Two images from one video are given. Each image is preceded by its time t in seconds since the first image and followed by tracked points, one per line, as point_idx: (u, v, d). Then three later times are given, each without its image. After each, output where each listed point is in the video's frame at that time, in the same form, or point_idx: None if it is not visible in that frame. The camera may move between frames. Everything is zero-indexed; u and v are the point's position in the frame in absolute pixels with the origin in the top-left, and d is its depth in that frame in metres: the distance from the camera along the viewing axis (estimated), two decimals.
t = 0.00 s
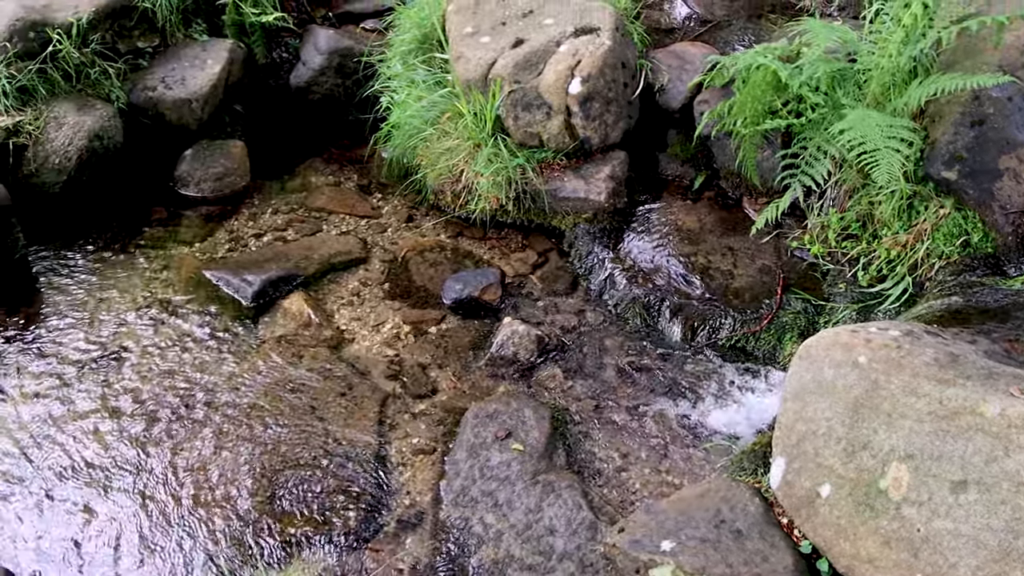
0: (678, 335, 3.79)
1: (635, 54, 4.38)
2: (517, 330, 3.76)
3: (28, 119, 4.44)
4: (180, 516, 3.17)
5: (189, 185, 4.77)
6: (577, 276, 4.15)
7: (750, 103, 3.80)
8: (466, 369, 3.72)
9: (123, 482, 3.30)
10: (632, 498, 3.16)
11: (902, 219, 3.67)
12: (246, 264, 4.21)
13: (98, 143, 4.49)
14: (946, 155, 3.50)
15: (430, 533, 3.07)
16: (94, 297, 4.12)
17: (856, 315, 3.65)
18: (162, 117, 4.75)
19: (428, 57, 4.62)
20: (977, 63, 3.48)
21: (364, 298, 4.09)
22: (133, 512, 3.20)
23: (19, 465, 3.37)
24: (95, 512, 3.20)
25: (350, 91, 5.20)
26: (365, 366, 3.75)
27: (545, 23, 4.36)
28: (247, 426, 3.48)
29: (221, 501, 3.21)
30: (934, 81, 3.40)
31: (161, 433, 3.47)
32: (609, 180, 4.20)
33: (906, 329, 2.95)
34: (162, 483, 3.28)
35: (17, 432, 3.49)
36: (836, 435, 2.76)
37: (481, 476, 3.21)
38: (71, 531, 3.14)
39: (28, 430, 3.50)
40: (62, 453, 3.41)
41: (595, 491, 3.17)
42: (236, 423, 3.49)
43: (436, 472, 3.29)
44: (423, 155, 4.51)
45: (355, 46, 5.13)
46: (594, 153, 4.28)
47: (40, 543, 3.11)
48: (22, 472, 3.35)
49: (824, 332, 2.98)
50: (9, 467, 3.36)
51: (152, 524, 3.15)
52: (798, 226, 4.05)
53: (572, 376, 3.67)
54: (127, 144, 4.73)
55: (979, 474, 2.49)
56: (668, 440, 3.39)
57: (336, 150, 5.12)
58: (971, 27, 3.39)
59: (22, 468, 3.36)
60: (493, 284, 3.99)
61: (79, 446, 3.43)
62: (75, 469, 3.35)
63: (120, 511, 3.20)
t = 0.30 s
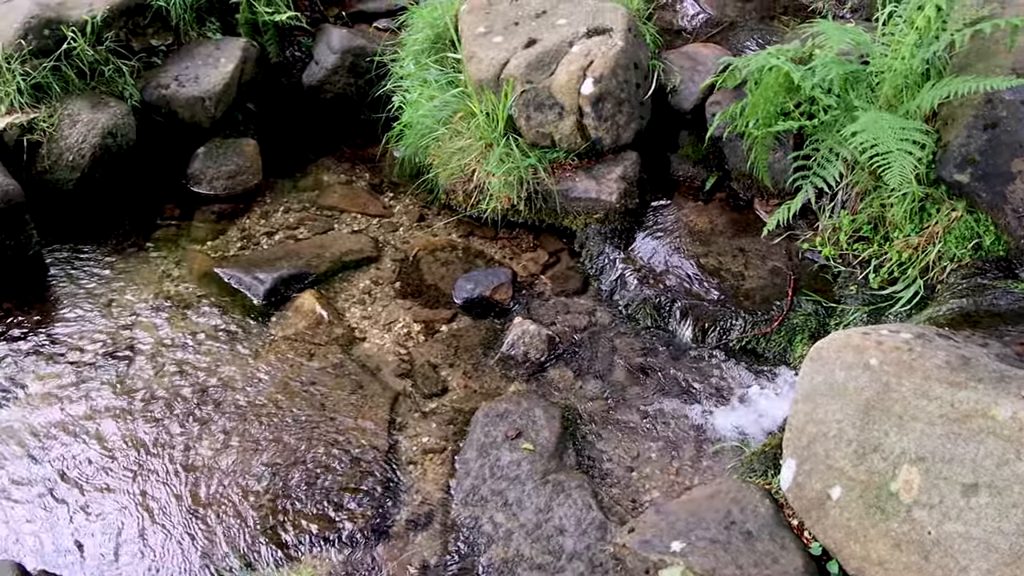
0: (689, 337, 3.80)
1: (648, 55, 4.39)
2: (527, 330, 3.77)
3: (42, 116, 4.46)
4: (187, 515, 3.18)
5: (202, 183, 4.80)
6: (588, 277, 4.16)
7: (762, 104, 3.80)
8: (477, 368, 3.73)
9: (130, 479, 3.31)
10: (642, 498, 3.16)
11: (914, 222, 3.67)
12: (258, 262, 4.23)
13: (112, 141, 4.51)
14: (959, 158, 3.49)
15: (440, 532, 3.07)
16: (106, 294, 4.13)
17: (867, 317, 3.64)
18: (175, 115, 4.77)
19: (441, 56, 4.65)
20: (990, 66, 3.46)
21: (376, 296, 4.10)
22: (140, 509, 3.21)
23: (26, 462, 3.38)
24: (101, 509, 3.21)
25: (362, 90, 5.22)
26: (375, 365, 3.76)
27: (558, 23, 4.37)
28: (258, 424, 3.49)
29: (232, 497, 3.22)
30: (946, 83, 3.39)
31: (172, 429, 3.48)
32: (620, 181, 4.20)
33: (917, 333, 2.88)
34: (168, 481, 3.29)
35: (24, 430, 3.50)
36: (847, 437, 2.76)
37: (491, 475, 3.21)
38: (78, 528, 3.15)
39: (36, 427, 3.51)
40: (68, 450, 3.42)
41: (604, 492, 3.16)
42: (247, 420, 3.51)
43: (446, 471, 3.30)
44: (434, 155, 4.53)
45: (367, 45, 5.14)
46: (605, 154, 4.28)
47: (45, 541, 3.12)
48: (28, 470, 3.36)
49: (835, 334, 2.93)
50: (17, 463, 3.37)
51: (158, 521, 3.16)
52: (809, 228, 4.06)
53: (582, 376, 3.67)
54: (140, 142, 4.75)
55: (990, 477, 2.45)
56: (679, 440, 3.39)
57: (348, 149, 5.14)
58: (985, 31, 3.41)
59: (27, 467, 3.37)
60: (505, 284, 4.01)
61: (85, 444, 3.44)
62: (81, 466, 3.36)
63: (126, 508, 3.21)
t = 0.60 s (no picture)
0: (699, 338, 3.81)
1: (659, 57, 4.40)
2: (538, 330, 3.79)
3: (57, 115, 4.49)
4: (192, 513, 3.19)
5: (214, 181, 4.82)
6: (598, 278, 4.17)
7: (774, 105, 3.82)
8: (487, 368, 3.74)
9: (134, 478, 3.32)
10: (652, 499, 3.16)
11: (925, 225, 3.66)
12: (270, 261, 4.25)
13: (126, 140, 4.55)
14: (970, 161, 3.47)
15: (450, 531, 3.08)
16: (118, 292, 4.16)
17: (877, 320, 3.63)
18: (188, 114, 4.80)
19: (453, 57, 4.69)
20: (1000, 69, 3.44)
21: (386, 296, 4.11)
22: (144, 508, 3.22)
23: (31, 460, 3.39)
24: (104, 509, 3.22)
25: (374, 90, 5.28)
26: (386, 365, 3.77)
27: (570, 25, 4.38)
28: (269, 422, 3.50)
29: (243, 495, 3.23)
30: (958, 86, 3.38)
31: (185, 426, 3.51)
32: (631, 182, 4.22)
33: (929, 335, 2.94)
34: (172, 480, 3.30)
35: (29, 428, 3.51)
36: (858, 440, 2.75)
37: (501, 475, 3.22)
38: (81, 527, 3.16)
39: (43, 425, 3.52)
40: (72, 449, 3.44)
41: (614, 492, 3.17)
42: (258, 419, 3.52)
43: (456, 470, 3.31)
44: (446, 155, 4.55)
45: (379, 46, 5.21)
46: (616, 155, 4.32)
47: (48, 539, 3.13)
48: (29, 469, 3.36)
49: (845, 337, 3.00)
50: (30, 460, 3.39)
51: (162, 521, 3.17)
52: (819, 230, 4.07)
53: (593, 376, 3.68)
54: (153, 140, 4.78)
55: (1001, 481, 2.41)
56: (689, 440, 3.40)
57: (360, 149, 5.18)
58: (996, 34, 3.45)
59: (30, 466, 3.37)
60: (516, 284, 4.03)
61: (89, 443, 3.45)
62: (89, 464, 3.38)
63: (137, 506, 3.22)
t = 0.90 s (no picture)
0: (708, 339, 3.83)
1: (669, 59, 4.42)
2: (547, 330, 3.80)
3: (70, 115, 4.53)
4: (192, 512, 3.20)
5: (225, 181, 4.85)
6: (607, 279, 4.19)
7: (784, 107, 3.85)
8: (495, 368, 3.76)
9: (134, 477, 3.33)
10: (660, 499, 3.17)
11: (933, 227, 3.65)
12: (280, 260, 4.27)
13: (138, 139, 4.58)
14: (979, 163, 3.46)
15: (459, 529, 3.10)
16: (128, 291, 4.18)
17: (886, 322, 3.65)
18: (200, 114, 4.84)
19: (464, 58, 4.72)
20: (1010, 73, 3.43)
21: (396, 296, 4.13)
22: (151, 506, 3.23)
23: (42, 457, 3.41)
24: (115, 506, 3.24)
25: (385, 91, 5.31)
26: (396, 365, 3.79)
27: (581, 26, 4.40)
28: (279, 421, 3.53)
29: (252, 492, 3.25)
30: (967, 89, 3.37)
31: (196, 424, 3.53)
32: (641, 183, 4.23)
33: (938, 338, 2.96)
34: (172, 479, 3.32)
35: (38, 425, 3.53)
36: (866, 441, 2.76)
37: (510, 475, 3.24)
38: (80, 525, 3.17)
39: (49, 423, 3.54)
40: (74, 448, 3.45)
41: (622, 492, 3.18)
42: (268, 417, 3.55)
43: (465, 470, 3.33)
44: (456, 156, 4.58)
45: (390, 47, 5.25)
46: (625, 156, 4.34)
47: (48, 538, 3.14)
48: (26, 470, 3.37)
49: (853, 339, 3.01)
50: (40, 458, 3.41)
51: (165, 519, 3.19)
52: (828, 233, 4.08)
53: (601, 377, 3.70)
54: (165, 140, 4.81)
55: (1010, 483, 2.41)
56: (697, 441, 3.41)
57: (370, 149, 5.21)
58: (1006, 37, 3.45)
59: (31, 465, 3.39)
60: (525, 284, 4.05)
61: (90, 443, 3.47)
62: (100, 462, 3.39)
63: (147, 504, 3.24)
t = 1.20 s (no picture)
0: (716, 339, 3.82)
1: (679, 60, 4.43)
2: (556, 329, 3.80)
3: (82, 113, 4.55)
4: (203, 510, 3.22)
5: (236, 180, 4.86)
6: (616, 279, 4.19)
7: (794, 107, 3.86)
8: (504, 367, 3.76)
9: (144, 474, 3.35)
10: (668, 499, 3.18)
11: (943, 229, 3.65)
12: (290, 259, 4.28)
13: (149, 138, 4.60)
14: (989, 166, 3.43)
15: (468, 528, 3.11)
16: (139, 288, 4.20)
17: (895, 323, 3.65)
18: (211, 113, 4.86)
19: (474, 58, 4.73)
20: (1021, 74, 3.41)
21: (406, 295, 4.15)
22: (160, 504, 3.25)
23: (54, 454, 3.43)
24: (125, 503, 3.25)
25: (395, 90, 5.32)
26: (405, 364, 3.80)
27: (591, 27, 4.41)
28: (290, 419, 3.54)
29: (262, 490, 3.27)
30: (977, 91, 3.36)
31: (206, 421, 3.54)
32: (650, 183, 4.24)
33: (948, 339, 2.96)
34: (172, 480, 3.33)
35: (49, 422, 3.55)
36: (875, 442, 2.76)
37: (519, 474, 3.24)
38: (91, 522, 3.19)
39: (60, 420, 3.56)
40: (84, 444, 3.47)
41: (631, 492, 3.19)
42: (278, 415, 3.56)
43: (474, 468, 3.33)
44: (466, 155, 4.59)
45: (401, 46, 5.26)
46: (635, 156, 4.35)
47: (46, 538, 3.14)
48: (26, 470, 3.37)
49: (863, 340, 3.02)
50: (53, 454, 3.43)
51: (175, 516, 3.21)
52: (838, 233, 4.08)
53: (610, 376, 3.70)
54: (176, 139, 4.83)
55: (1020, 485, 2.40)
56: (705, 441, 3.41)
57: (380, 148, 5.22)
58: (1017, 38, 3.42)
59: (42, 462, 3.40)
60: (535, 284, 4.07)
61: (94, 442, 3.47)
62: (111, 459, 3.41)
63: (158, 501, 3.26)
